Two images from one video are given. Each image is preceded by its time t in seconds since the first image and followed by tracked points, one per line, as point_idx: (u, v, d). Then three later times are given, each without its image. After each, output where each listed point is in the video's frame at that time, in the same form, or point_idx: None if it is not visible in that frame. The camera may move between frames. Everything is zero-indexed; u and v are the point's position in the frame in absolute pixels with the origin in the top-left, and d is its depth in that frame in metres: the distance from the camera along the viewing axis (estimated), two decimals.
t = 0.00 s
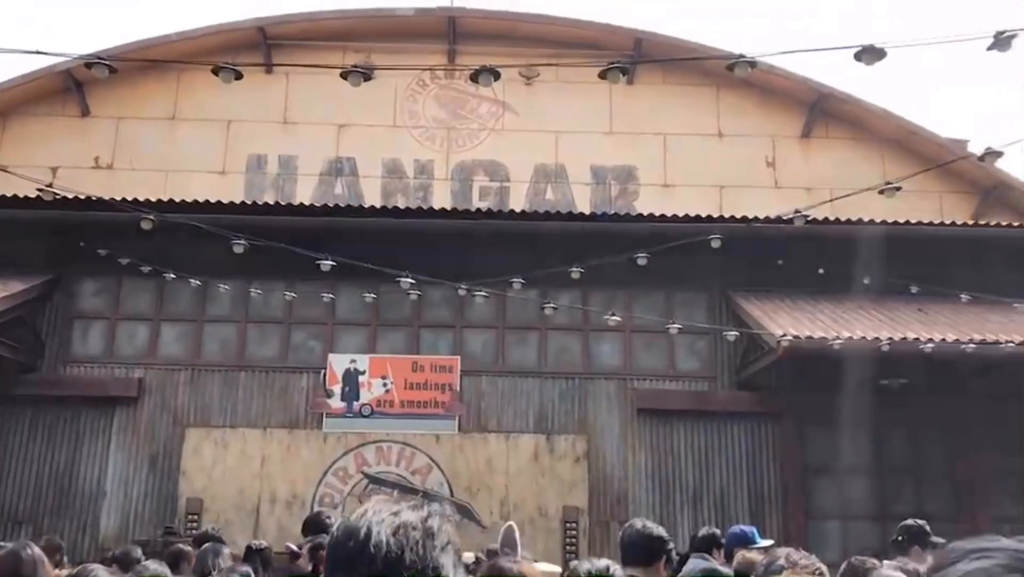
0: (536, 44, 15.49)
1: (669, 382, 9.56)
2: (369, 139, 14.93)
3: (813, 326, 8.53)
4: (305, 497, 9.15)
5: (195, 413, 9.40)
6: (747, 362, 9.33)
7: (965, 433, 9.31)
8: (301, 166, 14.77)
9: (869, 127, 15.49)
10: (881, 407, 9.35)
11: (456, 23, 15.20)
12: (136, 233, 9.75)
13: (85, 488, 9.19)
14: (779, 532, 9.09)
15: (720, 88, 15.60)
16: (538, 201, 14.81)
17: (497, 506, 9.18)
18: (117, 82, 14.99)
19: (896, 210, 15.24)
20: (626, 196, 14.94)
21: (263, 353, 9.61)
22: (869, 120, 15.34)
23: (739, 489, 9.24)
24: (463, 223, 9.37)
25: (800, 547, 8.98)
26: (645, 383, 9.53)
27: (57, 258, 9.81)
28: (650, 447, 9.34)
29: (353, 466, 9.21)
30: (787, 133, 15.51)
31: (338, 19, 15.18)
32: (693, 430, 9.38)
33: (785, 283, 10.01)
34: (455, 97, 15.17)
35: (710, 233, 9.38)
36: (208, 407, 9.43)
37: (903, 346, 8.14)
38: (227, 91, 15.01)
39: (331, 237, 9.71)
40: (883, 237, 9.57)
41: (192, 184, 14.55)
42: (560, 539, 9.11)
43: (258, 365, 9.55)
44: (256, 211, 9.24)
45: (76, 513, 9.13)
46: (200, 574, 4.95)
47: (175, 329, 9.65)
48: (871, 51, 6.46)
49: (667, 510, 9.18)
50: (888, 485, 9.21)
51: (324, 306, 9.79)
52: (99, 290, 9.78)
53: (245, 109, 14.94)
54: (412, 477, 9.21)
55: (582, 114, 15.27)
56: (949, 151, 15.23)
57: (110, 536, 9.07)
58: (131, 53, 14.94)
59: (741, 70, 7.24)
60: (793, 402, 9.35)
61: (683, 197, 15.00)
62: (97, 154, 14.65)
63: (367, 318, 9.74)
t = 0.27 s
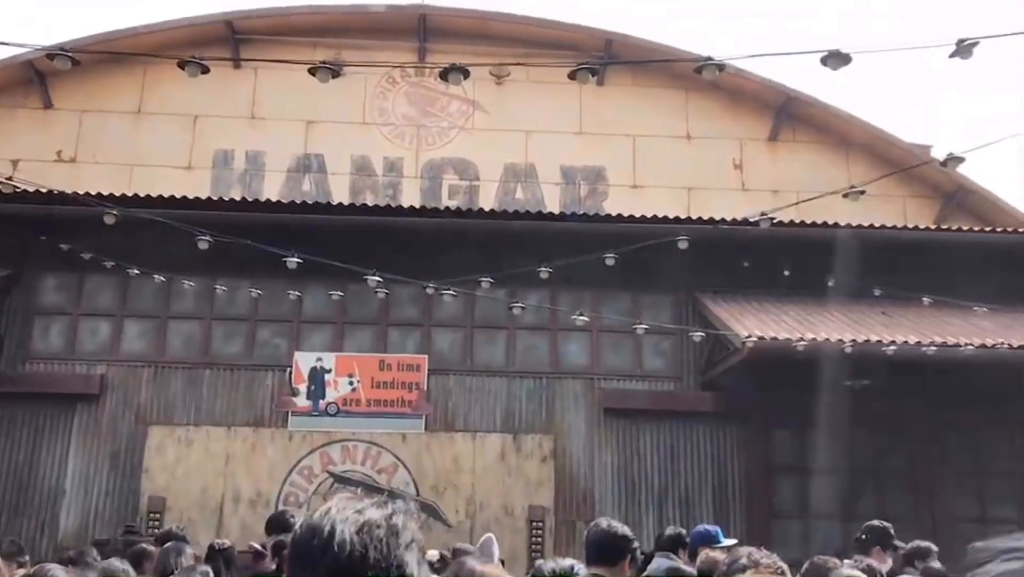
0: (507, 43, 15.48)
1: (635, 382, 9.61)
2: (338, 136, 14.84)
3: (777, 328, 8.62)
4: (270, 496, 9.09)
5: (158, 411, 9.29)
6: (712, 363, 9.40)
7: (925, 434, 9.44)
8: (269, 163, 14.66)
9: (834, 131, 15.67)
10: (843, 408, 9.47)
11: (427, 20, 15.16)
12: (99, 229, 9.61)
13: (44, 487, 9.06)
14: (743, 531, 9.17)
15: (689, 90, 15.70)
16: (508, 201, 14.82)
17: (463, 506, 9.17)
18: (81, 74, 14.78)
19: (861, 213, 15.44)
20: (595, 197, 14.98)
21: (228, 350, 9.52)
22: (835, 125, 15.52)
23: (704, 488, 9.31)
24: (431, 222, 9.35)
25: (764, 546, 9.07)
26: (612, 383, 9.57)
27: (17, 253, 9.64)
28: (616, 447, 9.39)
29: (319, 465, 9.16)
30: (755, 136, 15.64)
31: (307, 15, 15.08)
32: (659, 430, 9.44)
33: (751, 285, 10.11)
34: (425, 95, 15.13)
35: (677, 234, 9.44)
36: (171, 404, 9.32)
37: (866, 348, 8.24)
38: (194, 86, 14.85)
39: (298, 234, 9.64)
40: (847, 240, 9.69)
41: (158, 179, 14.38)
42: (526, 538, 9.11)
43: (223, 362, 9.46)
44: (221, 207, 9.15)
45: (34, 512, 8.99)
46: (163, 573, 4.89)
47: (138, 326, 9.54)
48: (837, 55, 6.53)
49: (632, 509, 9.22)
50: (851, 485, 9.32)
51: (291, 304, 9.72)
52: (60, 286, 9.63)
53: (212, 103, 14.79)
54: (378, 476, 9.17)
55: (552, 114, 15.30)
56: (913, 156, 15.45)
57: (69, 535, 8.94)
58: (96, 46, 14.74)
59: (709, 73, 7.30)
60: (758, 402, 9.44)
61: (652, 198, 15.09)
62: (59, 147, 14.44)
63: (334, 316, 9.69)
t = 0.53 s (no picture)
0: (472, 42, 15.46)
1: (596, 382, 9.64)
2: (300, 132, 14.72)
3: (737, 329, 8.69)
4: (227, 495, 8.98)
5: (113, 408, 9.15)
6: (672, 364, 9.46)
7: (880, 435, 9.59)
8: (230, 158, 14.50)
9: (795, 136, 15.87)
10: (800, 409, 9.59)
11: (392, 17, 15.07)
12: (54, 223, 9.44)
13: None
14: (701, 530, 9.24)
15: (653, 93, 15.79)
16: (472, 200, 14.82)
17: (423, 505, 9.13)
18: (37, 65, 14.51)
19: (820, 218, 15.66)
20: (559, 197, 15.02)
21: (186, 347, 9.40)
22: (795, 130, 15.72)
23: (663, 488, 9.37)
24: (394, 220, 9.30)
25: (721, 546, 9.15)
26: (573, 383, 9.60)
27: None
28: (576, 446, 9.41)
29: (277, 464, 9.07)
30: (717, 139, 15.79)
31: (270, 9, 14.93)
32: (619, 430, 9.48)
33: (711, 287, 10.20)
34: (389, 92, 15.05)
35: (639, 235, 9.50)
36: (127, 401, 9.18)
37: (823, 350, 8.35)
38: (153, 79, 14.64)
39: (259, 230, 9.55)
40: (806, 244, 9.82)
41: (115, 172, 14.18)
42: (486, 537, 9.10)
43: (181, 359, 9.34)
44: (180, 202, 9.03)
45: None
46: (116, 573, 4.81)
47: (93, 322, 9.38)
48: (798, 61, 6.61)
49: (592, 508, 9.25)
50: (807, 486, 9.44)
51: (250, 301, 9.62)
52: (13, 280, 9.44)
53: (172, 97, 14.59)
54: (337, 475, 9.11)
55: (516, 114, 15.31)
56: (870, 162, 15.70)
57: (19, 535, 8.76)
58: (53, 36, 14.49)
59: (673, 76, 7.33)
60: (717, 403, 9.52)
61: (615, 199, 15.17)
62: (14, 138, 14.18)
63: (294, 314, 9.60)
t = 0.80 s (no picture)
0: (429, 38, 15.37)
1: (549, 381, 9.64)
2: (253, 125, 14.52)
3: (689, 330, 8.76)
4: (173, 493, 8.82)
5: (55, 403, 8.94)
6: (625, 364, 9.51)
7: (826, 436, 9.72)
8: (181, 150, 14.27)
9: (749, 140, 16.07)
10: (750, 410, 9.66)
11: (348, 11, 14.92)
12: None
13: None
14: (650, 529, 9.31)
15: (609, 93, 15.85)
16: (428, 197, 14.76)
17: (374, 503, 9.09)
18: None
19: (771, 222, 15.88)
20: (514, 197, 15.06)
21: (132, 342, 9.21)
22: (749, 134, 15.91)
23: (614, 487, 9.41)
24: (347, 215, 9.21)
25: (670, 545, 9.22)
26: (526, 382, 9.59)
27: None
28: (527, 445, 9.41)
29: (225, 462, 8.94)
30: (672, 142, 15.92)
31: None
32: (572, 429, 9.49)
33: (663, 288, 10.28)
34: (344, 87, 14.90)
35: (593, 236, 9.55)
36: (70, 397, 8.98)
37: (772, 351, 8.44)
38: (103, 67, 14.35)
39: (209, 223, 9.38)
40: (757, 246, 9.96)
41: (62, 163, 13.91)
42: (437, 536, 9.09)
43: (127, 355, 9.15)
44: (128, 193, 8.84)
45: None
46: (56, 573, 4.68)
47: (36, 315, 9.15)
48: (752, 65, 6.67)
49: (542, 507, 9.25)
50: (755, 486, 9.55)
51: (199, 295, 9.45)
52: None
53: (122, 86, 14.31)
54: (286, 473, 9.02)
55: (473, 111, 15.26)
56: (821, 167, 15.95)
57: None
58: None
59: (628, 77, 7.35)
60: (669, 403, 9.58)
61: (571, 199, 15.22)
62: None
63: (244, 309, 9.46)
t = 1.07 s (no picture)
0: (399, 35, 15.32)
1: (517, 379, 9.64)
2: (220, 119, 14.39)
3: (657, 329, 8.79)
4: (135, 490, 8.72)
5: (14, 399, 8.80)
6: (593, 362, 9.54)
7: (790, 435, 9.82)
8: (146, 144, 14.11)
9: (716, 142, 16.20)
10: (716, 408, 9.76)
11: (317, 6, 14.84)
12: None
13: None
14: (616, 527, 9.34)
15: (579, 93, 15.89)
16: (397, 194, 14.67)
17: (339, 501, 9.01)
18: None
19: (739, 222, 16.01)
20: (484, 194, 15.04)
21: (94, 338, 9.08)
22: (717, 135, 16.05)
23: (580, 485, 9.43)
24: (314, 211, 9.14)
25: (635, 543, 9.26)
26: (494, 380, 9.58)
27: None
28: (494, 443, 9.41)
29: (189, 459, 8.84)
30: (641, 142, 15.99)
31: None
32: (539, 427, 9.51)
33: (630, 287, 10.33)
34: (313, 82, 14.81)
35: (561, 234, 9.56)
36: (29, 393, 8.84)
37: (738, 350, 8.50)
38: (66, 59, 14.15)
39: (174, 219, 9.27)
40: (724, 246, 10.04)
41: (23, 155, 13.70)
42: (403, 535, 9.04)
43: (88, 350, 9.02)
44: (91, 187, 8.71)
45: None
46: (13, 572, 4.60)
47: None
48: (720, 66, 6.71)
49: (509, 505, 9.24)
50: (720, 484, 9.62)
51: (164, 291, 9.35)
52: None
53: (86, 78, 14.12)
54: (251, 471, 8.93)
55: (443, 109, 15.23)
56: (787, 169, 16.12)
57: None
58: None
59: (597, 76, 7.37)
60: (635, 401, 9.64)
61: (540, 198, 15.25)
62: None
63: (209, 306, 9.37)
